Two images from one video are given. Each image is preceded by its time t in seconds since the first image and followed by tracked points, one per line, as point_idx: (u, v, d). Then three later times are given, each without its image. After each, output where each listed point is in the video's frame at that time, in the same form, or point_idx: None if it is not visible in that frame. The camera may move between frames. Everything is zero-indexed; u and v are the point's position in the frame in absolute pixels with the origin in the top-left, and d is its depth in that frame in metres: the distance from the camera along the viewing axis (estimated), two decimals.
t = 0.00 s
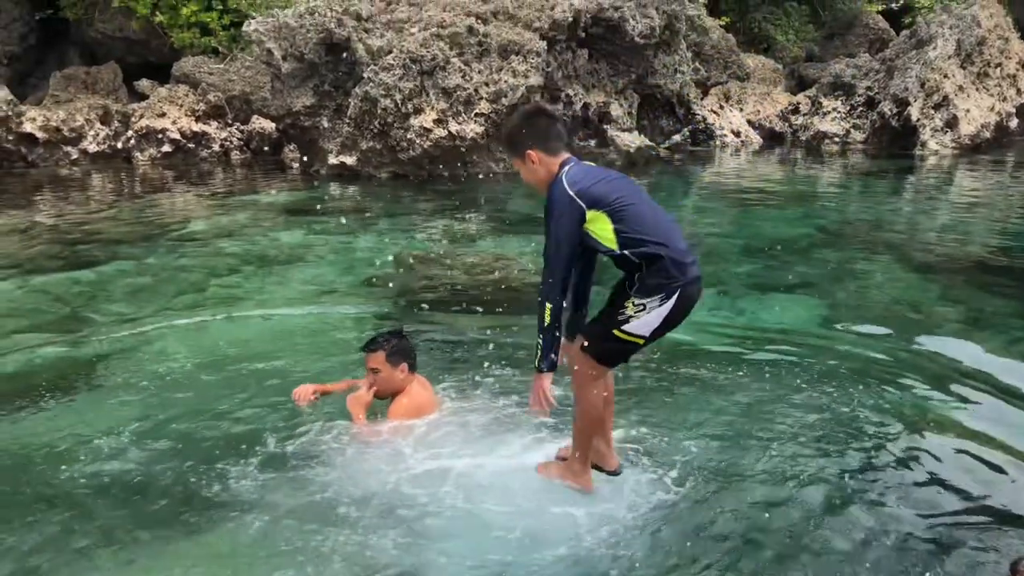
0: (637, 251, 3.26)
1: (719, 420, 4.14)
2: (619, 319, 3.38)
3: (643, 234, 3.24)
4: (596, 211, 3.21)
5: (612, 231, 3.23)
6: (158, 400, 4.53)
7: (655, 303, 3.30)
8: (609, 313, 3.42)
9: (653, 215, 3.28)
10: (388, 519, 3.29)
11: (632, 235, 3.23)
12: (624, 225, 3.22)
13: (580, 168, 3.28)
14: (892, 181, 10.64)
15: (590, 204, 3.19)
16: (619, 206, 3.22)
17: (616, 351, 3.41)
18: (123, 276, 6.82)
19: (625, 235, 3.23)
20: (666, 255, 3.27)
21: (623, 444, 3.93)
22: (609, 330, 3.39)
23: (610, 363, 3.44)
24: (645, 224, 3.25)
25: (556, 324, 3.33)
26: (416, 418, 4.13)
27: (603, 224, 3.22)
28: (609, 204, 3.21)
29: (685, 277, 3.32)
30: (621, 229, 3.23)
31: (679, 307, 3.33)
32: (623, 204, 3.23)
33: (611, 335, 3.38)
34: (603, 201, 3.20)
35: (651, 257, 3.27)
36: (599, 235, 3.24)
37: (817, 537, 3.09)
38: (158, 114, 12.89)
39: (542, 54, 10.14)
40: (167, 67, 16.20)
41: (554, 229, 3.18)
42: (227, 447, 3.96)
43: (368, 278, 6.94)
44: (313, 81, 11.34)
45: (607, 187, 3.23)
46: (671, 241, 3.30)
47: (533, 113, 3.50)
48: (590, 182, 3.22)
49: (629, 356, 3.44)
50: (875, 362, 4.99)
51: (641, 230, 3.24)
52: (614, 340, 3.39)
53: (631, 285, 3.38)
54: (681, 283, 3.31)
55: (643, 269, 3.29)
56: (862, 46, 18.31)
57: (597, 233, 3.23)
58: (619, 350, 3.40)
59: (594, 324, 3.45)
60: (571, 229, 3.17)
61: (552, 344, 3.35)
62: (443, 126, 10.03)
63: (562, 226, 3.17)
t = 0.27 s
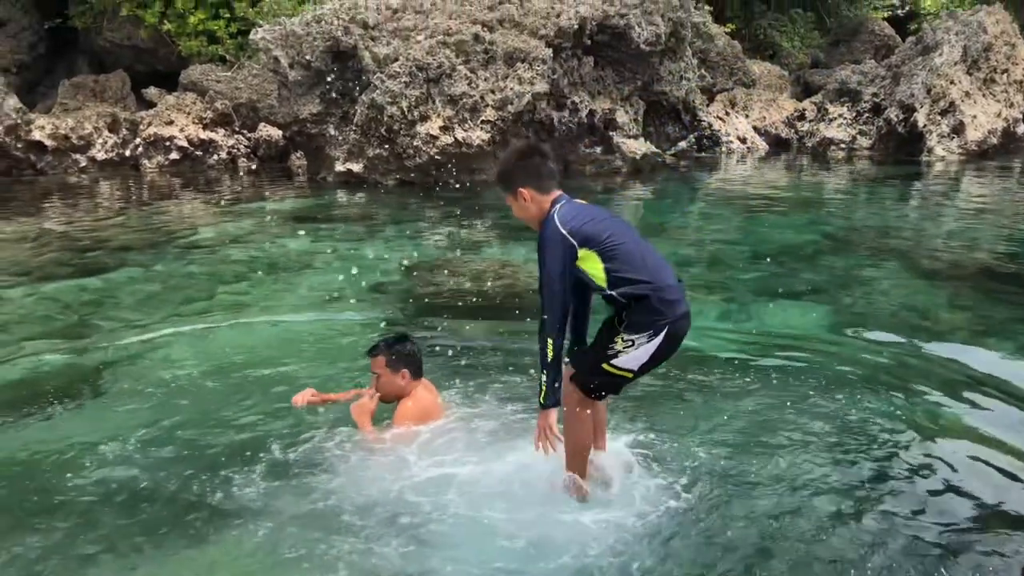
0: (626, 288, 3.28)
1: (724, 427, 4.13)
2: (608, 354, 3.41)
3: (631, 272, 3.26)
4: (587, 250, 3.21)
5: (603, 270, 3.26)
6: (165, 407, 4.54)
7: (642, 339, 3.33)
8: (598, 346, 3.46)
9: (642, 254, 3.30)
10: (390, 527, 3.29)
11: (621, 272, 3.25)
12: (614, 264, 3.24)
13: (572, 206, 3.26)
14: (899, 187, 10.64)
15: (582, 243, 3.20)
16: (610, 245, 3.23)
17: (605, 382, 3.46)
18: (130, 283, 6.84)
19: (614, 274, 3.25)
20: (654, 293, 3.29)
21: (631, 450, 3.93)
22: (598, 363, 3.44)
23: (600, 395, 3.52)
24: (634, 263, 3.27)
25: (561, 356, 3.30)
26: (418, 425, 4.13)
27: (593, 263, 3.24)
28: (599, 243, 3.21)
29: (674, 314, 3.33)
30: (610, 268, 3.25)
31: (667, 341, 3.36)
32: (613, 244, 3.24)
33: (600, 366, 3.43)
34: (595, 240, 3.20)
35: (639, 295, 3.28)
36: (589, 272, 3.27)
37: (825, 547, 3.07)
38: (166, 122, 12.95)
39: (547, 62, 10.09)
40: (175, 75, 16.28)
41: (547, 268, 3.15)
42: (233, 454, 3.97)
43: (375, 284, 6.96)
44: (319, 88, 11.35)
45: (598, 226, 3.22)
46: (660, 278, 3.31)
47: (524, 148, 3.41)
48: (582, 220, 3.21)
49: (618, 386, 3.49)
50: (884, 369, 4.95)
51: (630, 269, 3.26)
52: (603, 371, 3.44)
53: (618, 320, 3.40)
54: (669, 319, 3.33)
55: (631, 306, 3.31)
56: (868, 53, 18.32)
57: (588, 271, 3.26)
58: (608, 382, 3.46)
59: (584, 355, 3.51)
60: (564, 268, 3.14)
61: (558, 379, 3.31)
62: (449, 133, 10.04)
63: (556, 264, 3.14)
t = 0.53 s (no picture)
0: (615, 345, 3.23)
1: (731, 435, 4.11)
2: (595, 405, 3.41)
3: (620, 329, 3.21)
4: (576, 308, 3.15)
5: (592, 327, 3.19)
6: (176, 415, 4.55)
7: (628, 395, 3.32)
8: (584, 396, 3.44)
9: (631, 311, 3.25)
10: (395, 536, 3.28)
11: (610, 329, 3.20)
12: (604, 321, 3.19)
13: (562, 263, 3.20)
14: (908, 194, 10.61)
15: (572, 302, 3.13)
16: (599, 303, 3.17)
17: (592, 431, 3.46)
18: (140, 292, 6.87)
19: (603, 333, 3.20)
20: (641, 350, 3.25)
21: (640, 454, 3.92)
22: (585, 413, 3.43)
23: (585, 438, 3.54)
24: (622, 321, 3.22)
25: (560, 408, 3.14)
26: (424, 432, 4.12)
27: (583, 321, 3.17)
28: (589, 301, 3.15)
29: (661, 368, 3.30)
30: (599, 326, 3.19)
31: (654, 395, 3.34)
32: (602, 301, 3.18)
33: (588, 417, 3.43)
34: (585, 300, 3.14)
35: (628, 351, 3.24)
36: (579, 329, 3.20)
37: (837, 558, 3.04)
38: (176, 132, 13.00)
39: (555, 71, 10.18)
40: (185, 85, 16.37)
41: (538, 329, 3.06)
42: (241, 462, 3.97)
43: (384, 292, 6.97)
44: (328, 97, 11.38)
45: (588, 284, 3.16)
46: (647, 333, 3.28)
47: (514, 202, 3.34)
48: (572, 279, 3.15)
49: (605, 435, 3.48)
50: (893, 376, 4.93)
51: (619, 325, 3.21)
52: (590, 421, 3.44)
53: (605, 372, 3.38)
54: (657, 374, 3.30)
55: (618, 364, 3.27)
56: (877, 60, 18.31)
57: (578, 328, 3.19)
58: (595, 431, 3.46)
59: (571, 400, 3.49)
60: (555, 328, 3.06)
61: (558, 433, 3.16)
62: (457, 142, 10.07)
63: (547, 325, 3.06)
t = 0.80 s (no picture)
0: (602, 395, 3.30)
1: (736, 439, 4.09)
2: (580, 450, 3.47)
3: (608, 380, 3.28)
4: (567, 360, 3.18)
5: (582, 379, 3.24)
6: (183, 418, 4.57)
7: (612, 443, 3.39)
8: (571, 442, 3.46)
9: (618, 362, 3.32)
10: (393, 539, 3.29)
11: (599, 381, 3.27)
12: (593, 373, 3.24)
13: (552, 314, 3.20)
14: (915, 198, 10.58)
15: (564, 354, 3.16)
16: (589, 355, 3.22)
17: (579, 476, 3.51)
18: (147, 296, 6.90)
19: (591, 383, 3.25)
20: (628, 402, 3.34)
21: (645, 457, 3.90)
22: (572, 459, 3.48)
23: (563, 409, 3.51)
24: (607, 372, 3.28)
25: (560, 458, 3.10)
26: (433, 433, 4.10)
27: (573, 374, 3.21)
28: (580, 354, 3.20)
29: (647, 419, 3.39)
30: (587, 377, 3.25)
31: (640, 444, 3.44)
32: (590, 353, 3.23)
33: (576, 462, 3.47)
34: (576, 352, 3.18)
35: (615, 402, 3.32)
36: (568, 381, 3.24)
37: (847, 561, 3.03)
38: (184, 137, 13.11)
39: (561, 76, 10.15)
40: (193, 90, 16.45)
41: (535, 382, 3.05)
42: (244, 464, 3.99)
43: (391, 296, 6.99)
44: (335, 103, 11.43)
45: (578, 337, 3.20)
46: (632, 384, 3.36)
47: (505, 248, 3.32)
48: (563, 331, 3.17)
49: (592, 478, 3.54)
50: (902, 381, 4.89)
51: (607, 377, 3.28)
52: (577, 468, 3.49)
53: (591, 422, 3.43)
54: (644, 424, 3.39)
55: (602, 414, 3.34)
56: (884, 64, 18.30)
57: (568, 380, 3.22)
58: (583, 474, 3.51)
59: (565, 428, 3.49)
60: (552, 381, 3.06)
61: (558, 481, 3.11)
62: (464, 147, 10.09)
63: (543, 380, 3.05)
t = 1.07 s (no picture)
0: (595, 426, 3.38)
1: (739, 439, 4.10)
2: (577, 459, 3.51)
3: (601, 410, 3.37)
4: (560, 392, 3.26)
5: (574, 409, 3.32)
6: (186, 417, 4.59)
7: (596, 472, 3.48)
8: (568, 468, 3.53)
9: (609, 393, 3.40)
10: (393, 538, 3.30)
11: (591, 411, 3.35)
12: (586, 403, 3.33)
13: (546, 344, 3.28)
14: (919, 199, 10.58)
15: (558, 385, 3.24)
16: (581, 387, 3.30)
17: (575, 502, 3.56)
18: (151, 295, 6.92)
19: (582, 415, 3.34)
20: (620, 431, 3.42)
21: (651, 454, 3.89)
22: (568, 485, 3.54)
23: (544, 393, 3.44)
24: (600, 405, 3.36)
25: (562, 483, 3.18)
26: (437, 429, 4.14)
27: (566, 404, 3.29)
28: (573, 385, 3.28)
29: (638, 449, 3.48)
30: (580, 408, 3.33)
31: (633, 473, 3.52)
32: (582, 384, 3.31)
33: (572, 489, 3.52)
34: (569, 383, 3.26)
35: (608, 432, 3.40)
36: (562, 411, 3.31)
37: (854, 560, 3.04)
38: (189, 136, 13.06)
39: (565, 75, 10.20)
40: (197, 89, 16.47)
41: (532, 412, 3.12)
42: (248, 462, 4.01)
43: (394, 296, 7.00)
44: (339, 102, 11.44)
45: (571, 368, 3.28)
46: (623, 415, 3.44)
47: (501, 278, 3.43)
48: (557, 362, 3.25)
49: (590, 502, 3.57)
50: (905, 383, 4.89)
51: (598, 408, 3.36)
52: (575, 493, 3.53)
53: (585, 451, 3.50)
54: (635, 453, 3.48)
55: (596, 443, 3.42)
56: (888, 64, 18.31)
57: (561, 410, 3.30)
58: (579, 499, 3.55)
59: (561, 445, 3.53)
60: (547, 412, 3.12)
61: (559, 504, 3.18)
62: (467, 146, 10.09)
63: (539, 409, 3.12)
